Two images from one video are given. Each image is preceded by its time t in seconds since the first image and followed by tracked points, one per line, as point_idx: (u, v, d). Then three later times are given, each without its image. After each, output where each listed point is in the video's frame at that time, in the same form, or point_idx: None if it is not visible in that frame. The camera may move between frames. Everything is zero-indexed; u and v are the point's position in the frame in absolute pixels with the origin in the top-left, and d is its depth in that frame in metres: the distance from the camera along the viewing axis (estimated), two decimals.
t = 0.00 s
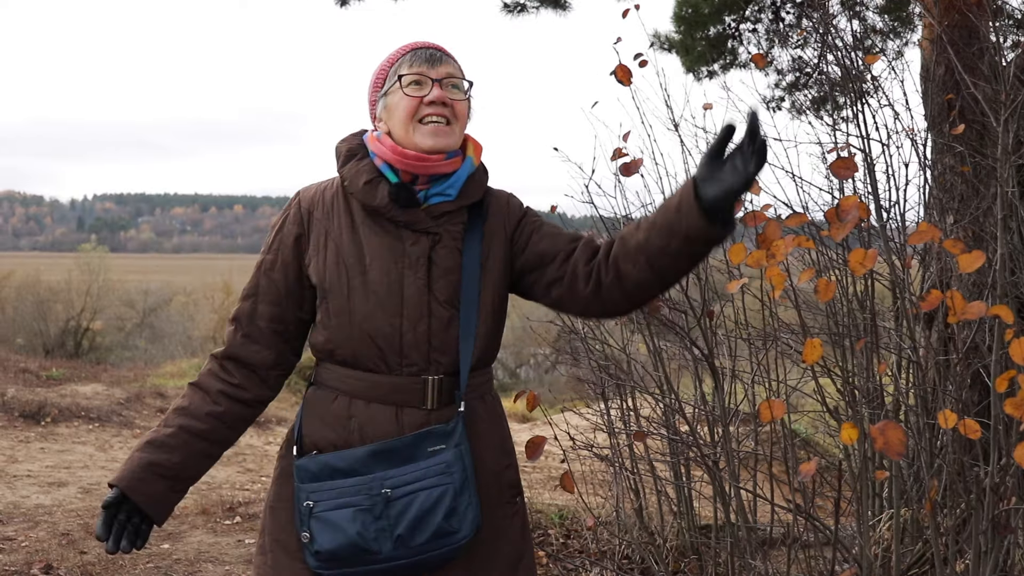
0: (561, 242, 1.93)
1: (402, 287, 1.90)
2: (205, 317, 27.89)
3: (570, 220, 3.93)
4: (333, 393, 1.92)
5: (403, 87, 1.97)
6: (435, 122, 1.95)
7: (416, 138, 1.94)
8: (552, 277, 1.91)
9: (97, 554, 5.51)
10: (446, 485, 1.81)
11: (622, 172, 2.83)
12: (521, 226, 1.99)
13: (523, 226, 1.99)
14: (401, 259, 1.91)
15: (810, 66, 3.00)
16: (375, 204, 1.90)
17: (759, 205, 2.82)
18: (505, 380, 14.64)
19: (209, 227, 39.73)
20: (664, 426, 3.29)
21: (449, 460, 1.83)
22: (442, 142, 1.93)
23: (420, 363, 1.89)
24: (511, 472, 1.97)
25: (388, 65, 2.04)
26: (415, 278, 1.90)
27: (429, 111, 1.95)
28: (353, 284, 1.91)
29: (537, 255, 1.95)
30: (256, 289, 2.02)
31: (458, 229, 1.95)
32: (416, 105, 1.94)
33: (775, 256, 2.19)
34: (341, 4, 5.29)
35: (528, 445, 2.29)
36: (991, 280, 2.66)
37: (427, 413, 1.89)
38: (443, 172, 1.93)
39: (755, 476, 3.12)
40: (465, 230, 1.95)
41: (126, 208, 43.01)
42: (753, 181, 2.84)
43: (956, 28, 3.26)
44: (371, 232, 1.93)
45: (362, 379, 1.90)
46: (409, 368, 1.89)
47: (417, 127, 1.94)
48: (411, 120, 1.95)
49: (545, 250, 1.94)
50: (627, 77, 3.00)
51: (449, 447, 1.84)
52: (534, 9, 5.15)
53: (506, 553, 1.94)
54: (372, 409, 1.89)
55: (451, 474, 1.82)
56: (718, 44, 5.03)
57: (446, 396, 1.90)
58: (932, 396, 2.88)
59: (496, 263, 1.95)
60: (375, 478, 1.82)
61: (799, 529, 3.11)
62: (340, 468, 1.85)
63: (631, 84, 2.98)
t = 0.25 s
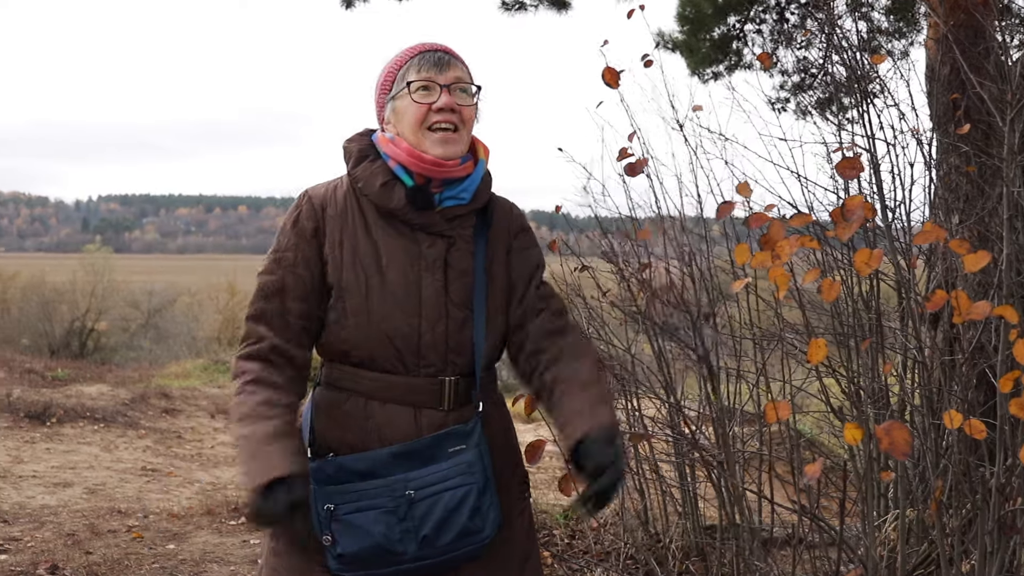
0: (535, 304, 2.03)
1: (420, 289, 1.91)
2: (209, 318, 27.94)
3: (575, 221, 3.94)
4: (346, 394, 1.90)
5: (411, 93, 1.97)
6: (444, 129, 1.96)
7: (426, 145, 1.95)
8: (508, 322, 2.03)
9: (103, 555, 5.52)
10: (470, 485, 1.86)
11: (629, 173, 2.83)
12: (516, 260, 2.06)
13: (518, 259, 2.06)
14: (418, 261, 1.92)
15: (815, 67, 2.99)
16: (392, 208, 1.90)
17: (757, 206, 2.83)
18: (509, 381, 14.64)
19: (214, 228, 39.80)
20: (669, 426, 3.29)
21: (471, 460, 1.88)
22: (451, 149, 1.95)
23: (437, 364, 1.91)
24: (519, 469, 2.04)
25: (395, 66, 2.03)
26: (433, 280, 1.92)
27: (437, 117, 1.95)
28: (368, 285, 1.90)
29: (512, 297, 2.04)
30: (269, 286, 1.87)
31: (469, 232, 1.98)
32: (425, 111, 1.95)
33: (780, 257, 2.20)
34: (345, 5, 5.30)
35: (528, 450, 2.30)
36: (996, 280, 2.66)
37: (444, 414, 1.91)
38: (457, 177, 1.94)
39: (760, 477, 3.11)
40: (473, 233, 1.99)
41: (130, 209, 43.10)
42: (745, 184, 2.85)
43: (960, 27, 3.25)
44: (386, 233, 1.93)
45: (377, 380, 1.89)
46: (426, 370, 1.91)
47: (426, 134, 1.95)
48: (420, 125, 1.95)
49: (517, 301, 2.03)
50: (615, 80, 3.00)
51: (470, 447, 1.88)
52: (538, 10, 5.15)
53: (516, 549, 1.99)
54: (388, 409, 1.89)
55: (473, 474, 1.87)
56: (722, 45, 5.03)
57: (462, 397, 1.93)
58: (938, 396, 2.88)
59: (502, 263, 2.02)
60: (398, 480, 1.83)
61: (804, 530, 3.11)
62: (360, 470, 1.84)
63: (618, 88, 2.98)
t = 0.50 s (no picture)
0: (541, 329, 2.11)
1: (421, 286, 1.91)
2: (213, 318, 27.98)
3: (579, 221, 3.97)
4: (344, 392, 1.90)
5: (403, 90, 1.98)
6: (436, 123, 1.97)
7: (417, 141, 1.96)
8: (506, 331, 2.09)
9: (107, 554, 5.53)
10: (467, 485, 1.88)
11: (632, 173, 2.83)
12: (523, 274, 2.11)
13: (527, 274, 2.11)
14: (420, 258, 1.92)
15: (820, 67, 2.99)
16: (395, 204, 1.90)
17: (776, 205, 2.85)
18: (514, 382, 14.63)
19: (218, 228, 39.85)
20: (674, 426, 3.28)
21: (467, 459, 1.90)
22: (443, 144, 1.96)
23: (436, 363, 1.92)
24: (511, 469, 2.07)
25: (392, 65, 2.05)
26: (434, 278, 1.92)
27: (428, 112, 1.96)
28: (372, 282, 1.91)
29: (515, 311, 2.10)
30: (288, 273, 1.82)
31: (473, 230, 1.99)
32: (415, 107, 1.96)
33: (785, 256, 2.21)
34: (349, 6, 5.31)
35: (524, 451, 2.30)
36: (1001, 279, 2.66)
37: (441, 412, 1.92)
38: (459, 172, 1.95)
39: (764, 476, 3.11)
40: (477, 231, 2.00)
41: (135, 209, 43.18)
42: (769, 181, 2.86)
43: (965, 27, 3.24)
44: (390, 229, 1.92)
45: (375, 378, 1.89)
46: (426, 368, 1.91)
47: (418, 130, 1.96)
48: (410, 122, 1.96)
49: (520, 318, 2.10)
50: (639, 74, 3.00)
51: (466, 447, 1.91)
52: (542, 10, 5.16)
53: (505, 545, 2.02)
54: (386, 408, 1.90)
55: (469, 474, 1.89)
56: (726, 45, 5.02)
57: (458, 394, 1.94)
58: (943, 396, 2.87)
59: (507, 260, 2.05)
60: (395, 478, 1.83)
61: (809, 529, 3.10)
62: (358, 469, 1.84)
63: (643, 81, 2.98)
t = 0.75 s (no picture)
0: (545, 332, 2.12)
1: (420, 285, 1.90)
2: (216, 318, 28.00)
3: (582, 221, 3.96)
4: (344, 390, 1.91)
5: (395, 83, 2.00)
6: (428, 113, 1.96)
7: (410, 132, 1.95)
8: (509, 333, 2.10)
9: (110, 553, 5.54)
10: (464, 484, 1.88)
11: (635, 173, 2.83)
12: (526, 276, 2.10)
13: (531, 275, 2.11)
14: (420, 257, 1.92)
15: (823, 66, 2.99)
16: (394, 200, 1.90)
17: (773, 205, 2.85)
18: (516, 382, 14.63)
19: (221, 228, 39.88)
20: (677, 426, 3.28)
21: (465, 459, 1.90)
22: (436, 132, 1.94)
23: (434, 363, 1.91)
24: (512, 467, 2.07)
25: (385, 64, 2.07)
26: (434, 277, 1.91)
27: (419, 102, 1.96)
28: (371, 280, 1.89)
29: (518, 314, 2.10)
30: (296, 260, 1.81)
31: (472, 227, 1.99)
32: (407, 98, 1.96)
33: (787, 256, 2.21)
34: (352, 5, 5.31)
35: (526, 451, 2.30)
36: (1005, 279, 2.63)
37: (440, 412, 1.92)
38: (456, 165, 1.94)
39: (767, 476, 3.10)
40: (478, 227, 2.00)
41: (138, 209, 43.23)
42: (761, 180, 2.87)
43: (969, 26, 3.22)
44: (391, 228, 1.92)
45: (375, 377, 1.89)
46: (424, 367, 1.90)
47: (409, 119, 1.96)
48: (404, 114, 1.96)
49: (524, 321, 2.11)
50: (634, 74, 2.99)
51: (463, 446, 1.90)
52: (545, 10, 5.16)
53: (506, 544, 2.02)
54: (385, 407, 1.89)
55: (466, 473, 1.89)
56: (730, 44, 5.02)
57: (456, 395, 1.93)
58: (946, 396, 2.87)
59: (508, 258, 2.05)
60: (392, 477, 1.83)
61: (812, 529, 3.10)
62: (356, 467, 1.84)
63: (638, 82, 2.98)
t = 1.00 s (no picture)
0: (545, 332, 2.13)
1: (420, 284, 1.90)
2: (219, 318, 28.03)
3: (586, 220, 3.91)
4: (343, 387, 1.91)
5: (397, 80, 1.99)
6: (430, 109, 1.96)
7: (411, 129, 1.94)
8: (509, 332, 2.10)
9: (114, 553, 5.55)
10: (459, 484, 1.88)
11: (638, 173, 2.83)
12: (528, 276, 2.10)
13: (532, 275, 2.11)
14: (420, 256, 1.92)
15: (826, 66, 2.98)
16: (395, 198, 1.91)
17: (777, 206, 2.85)
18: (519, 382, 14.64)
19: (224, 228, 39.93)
20: (680, 426, 3.29)
21: (461, 459, 1.89)
22: (438, 127, 1.93)
23: (433, 361, 1.91)
24: (509, 467, 2.07)
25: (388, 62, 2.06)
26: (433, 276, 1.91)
27: (422, 98, 1.95)
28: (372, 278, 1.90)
29: (518, 313, 2.11)
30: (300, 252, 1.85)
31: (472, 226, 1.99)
32: (409, 94, 1.95)
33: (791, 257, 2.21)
34: (356, 5, 5.31)
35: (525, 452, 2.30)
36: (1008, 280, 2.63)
37: (437, 410, 1.92)
38: (456, 162, 1.94)
39: (770, 477, 3.10)
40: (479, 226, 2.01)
41: (141, 209, 43.28)
42: (770, 182, 2.87)
43: (971, 28, 3.23)
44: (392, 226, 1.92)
45: (373, 376, 1.90)
46: (423, 367, 1.91)
47: (411, 116, 1.95)
48: (406, 110, 1.96)
49: (525, 321, 2.11)
50: (641, 77, 2.99)
51: (460, 446, 1.90)
52: (549, 10, 5.16)
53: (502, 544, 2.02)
54: (383, 405, 1.89)
55: (462, 473, 1.89)
56: (733, 44, 5.02)
57: (454, 394, 1.94)
58: (950, 396, 2.87)
59: (509, 258, 2.04)
60: (387, 476, 1.84)
61: (815, 530, 3.10)
62: (353, 465, 1.84)
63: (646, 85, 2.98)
